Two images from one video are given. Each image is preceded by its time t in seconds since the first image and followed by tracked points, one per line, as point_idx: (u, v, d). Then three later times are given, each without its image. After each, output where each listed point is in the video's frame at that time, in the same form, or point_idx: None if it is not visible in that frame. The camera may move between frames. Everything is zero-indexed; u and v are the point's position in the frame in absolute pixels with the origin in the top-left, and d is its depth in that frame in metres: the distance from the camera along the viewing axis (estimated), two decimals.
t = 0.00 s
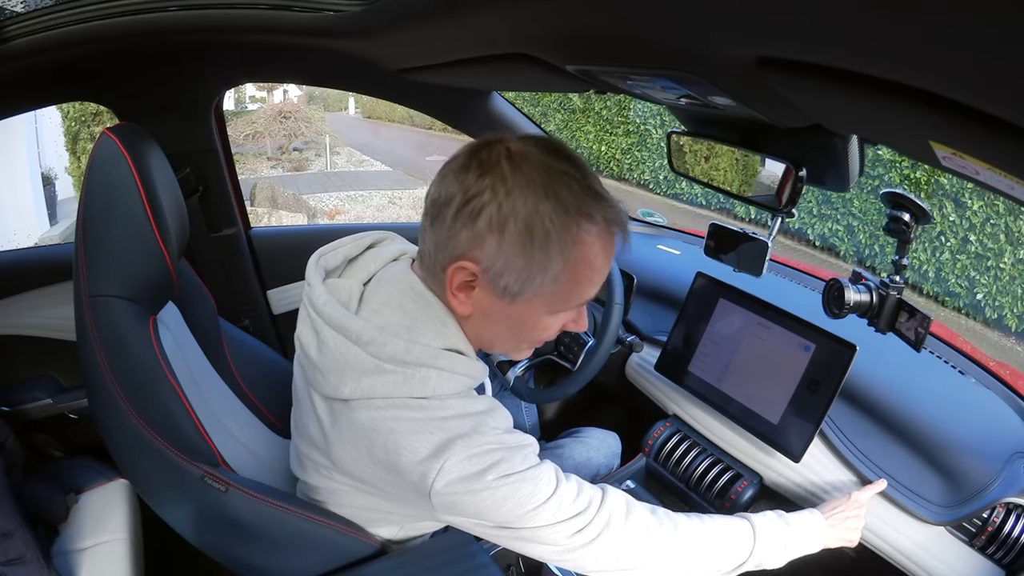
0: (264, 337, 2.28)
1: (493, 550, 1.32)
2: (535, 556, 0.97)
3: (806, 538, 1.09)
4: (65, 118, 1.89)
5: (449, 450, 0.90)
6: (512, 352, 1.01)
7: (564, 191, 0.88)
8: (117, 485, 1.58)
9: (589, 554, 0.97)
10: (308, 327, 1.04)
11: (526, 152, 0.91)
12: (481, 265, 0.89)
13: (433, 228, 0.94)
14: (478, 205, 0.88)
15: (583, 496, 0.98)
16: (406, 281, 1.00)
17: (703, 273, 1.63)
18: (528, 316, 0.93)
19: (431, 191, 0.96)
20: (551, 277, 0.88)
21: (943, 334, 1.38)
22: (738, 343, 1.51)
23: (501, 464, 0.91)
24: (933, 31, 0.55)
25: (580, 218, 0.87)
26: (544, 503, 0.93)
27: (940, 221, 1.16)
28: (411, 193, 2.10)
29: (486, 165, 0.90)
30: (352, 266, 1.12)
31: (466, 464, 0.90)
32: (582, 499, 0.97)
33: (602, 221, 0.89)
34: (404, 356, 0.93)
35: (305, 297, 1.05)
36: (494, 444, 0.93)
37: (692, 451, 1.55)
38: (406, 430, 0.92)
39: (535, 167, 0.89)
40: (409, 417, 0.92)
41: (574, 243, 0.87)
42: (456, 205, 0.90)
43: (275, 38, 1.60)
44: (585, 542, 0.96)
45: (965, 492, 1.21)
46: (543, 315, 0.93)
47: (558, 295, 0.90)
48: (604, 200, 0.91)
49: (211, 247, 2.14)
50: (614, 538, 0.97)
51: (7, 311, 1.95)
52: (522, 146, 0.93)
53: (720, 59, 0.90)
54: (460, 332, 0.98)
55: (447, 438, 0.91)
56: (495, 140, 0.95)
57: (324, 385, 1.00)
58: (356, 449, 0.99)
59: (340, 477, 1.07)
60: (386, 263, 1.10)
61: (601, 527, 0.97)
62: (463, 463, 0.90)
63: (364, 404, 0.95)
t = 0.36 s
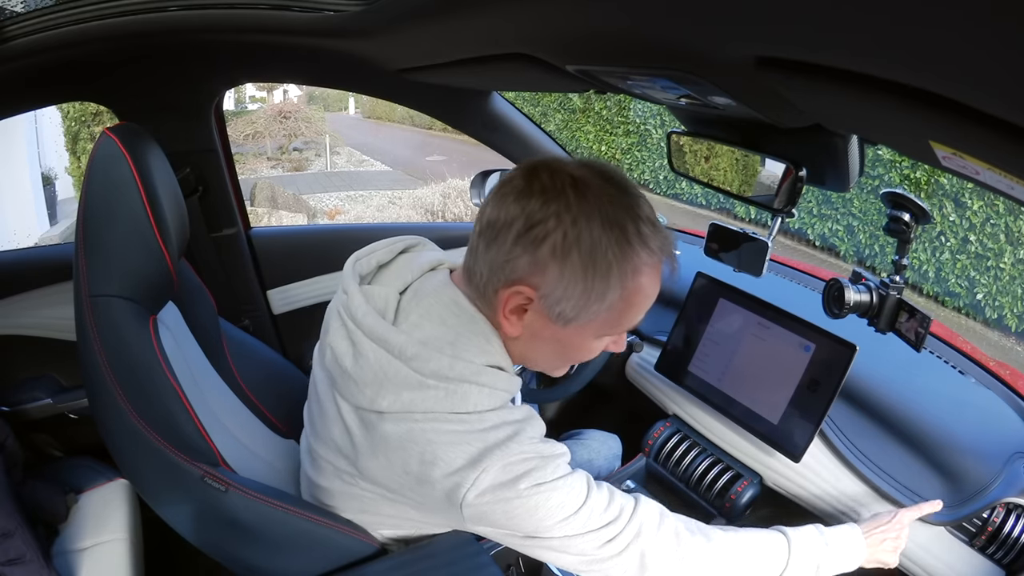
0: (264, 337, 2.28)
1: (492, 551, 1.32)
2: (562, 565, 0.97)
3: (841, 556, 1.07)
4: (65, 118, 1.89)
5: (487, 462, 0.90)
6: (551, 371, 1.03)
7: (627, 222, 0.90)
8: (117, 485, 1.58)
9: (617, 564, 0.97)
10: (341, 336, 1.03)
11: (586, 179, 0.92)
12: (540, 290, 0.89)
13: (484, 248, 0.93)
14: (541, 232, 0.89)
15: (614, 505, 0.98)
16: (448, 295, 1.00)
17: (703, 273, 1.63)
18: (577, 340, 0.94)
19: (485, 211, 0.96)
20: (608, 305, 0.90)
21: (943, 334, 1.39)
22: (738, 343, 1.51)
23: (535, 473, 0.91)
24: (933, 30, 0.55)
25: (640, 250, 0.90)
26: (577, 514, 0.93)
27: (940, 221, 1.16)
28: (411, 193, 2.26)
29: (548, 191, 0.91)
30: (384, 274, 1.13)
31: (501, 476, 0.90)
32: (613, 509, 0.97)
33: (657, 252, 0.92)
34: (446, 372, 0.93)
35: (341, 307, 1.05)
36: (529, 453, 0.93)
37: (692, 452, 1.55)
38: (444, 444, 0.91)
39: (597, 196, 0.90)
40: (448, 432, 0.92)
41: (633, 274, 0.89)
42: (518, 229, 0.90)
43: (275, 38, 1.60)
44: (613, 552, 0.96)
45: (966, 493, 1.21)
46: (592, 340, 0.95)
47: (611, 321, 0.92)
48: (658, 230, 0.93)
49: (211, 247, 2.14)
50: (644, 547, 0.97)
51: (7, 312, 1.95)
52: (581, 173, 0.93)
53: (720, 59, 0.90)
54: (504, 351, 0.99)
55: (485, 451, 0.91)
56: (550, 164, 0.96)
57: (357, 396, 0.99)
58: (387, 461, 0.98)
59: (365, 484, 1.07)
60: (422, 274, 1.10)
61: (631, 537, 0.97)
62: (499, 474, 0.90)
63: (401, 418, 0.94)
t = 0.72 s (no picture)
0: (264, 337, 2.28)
1: (492, 551, 1.32)
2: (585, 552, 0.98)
3: (867, 545, 1.08)
4: (65, 118, 1.89)
5: (506, 458, 0.89)
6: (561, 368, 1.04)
7: (639, 224, 0.90)
8: (117, 485, 1.58)
9: (646, 544, 0.98)
10: (352, 334, 1.02)
11: (597, 177, 0.92)
12: (551, 290, 0.90)
13: (495, 246, 0.94)
14: (553, 231, 0.89)
15: (635, 487, 0.99)
16: (462, 294, 1.00)
17: (703, 273, 1.63)
18: (588, 340, 0.96)
19: (496, 209, 0.96)
20: (620, 306, 0.92)
21: (942, 334, 1.39)
22: (738, 343, 1.51)
23: (554, 465, 0.90)
24: (933, 30, 0.55)
25: (653, 253, 0.91)
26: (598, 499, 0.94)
27: (940, 221, 1.16)
28: (411, 194, 2.29)
29: (559, 189, 0.91)
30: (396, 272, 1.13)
31: (520, 471, 0.89)
32: (636, 490, 0.99)
33: (668, 252, 0.93)
34: (461, 369, 0.92)
35: (352, 305, 1.04)
36: (548, 446, 0.92)
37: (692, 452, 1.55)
38: (461, 443, 0.91)
39: (609, 195, 0.90)
40: (465, 430, 0.91)
41: (643, 275, 0.91)
42: (529, 229, 0.91)
43: (275, 38, 1.60)
44: (639, 534, 0.97)
45: (966, 493, 1.21)
46: (604, 339, 0.96)
47: (621, 319, 0.94)
48: (667, 229, 0.94)
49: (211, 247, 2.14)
50: (670, 525, 0.98)
51: (7, 312, 1.95)
52: (591, 171, 0.93)
53: (721, 59, 0.89)
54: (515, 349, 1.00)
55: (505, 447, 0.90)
56: (560, 161, 0.96)
57: (370, 396, 0.97)
58: (401, 460, 0.97)
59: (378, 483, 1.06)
60: (434, 272, 1.10)
61: (655, 517, 0.98)
62: (519, 469, 0.89)
63: (416, 418, 0.93)
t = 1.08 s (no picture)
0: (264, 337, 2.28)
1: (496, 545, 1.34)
2: None
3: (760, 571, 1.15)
4: (65, 118, 1.89)
5: (345, 426, 0.90)
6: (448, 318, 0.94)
7: (446, 133, 0.81)
8: (117, 485, 1.58)
9: None
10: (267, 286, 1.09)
11: (423, 101, 0.86)
12: (382, 221, 0.84)
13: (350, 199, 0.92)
14: (372, 160, 0.84)
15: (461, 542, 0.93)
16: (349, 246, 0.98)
17: (703, 273, 1.63)
18: (441, 273, 0.85)
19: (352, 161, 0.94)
20: (446, 226, 0.81)
21: (942, 334, 1.36)
22: (739, 343, 1.51)
23: (390, 471, 0.88)
24: (933, 30, 0.55)
25: (471, 157, 0.80)
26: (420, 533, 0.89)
27: (940, 221, 1.16)
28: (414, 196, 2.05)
29: (381, 122, 0.86)
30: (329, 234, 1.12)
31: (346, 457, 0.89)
32: (461, 544, 0.93)
33: (499, 159, 0.81)
34: (326, 318, 0.96)
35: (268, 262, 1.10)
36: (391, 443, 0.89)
37: (692, 451, 1.54)
38: (319, 396, 0.94)
39: (423, 114, 0.83)
40: (323, 381, 0.94)
41: (463, 185, 0.80)
42: (358, 167, 0.87)
43: (276, 38, 1.60)
44: None
45: (966, 493, 1.22)
46: (458, 273, 0.85)
47: (463, 246, 0.83)
48: (507, 141, 0.83)
49: (211, 247, 2.15)
50: None
51: (7, 312, 1.96)
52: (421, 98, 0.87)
53: (721, 59, 0.89)
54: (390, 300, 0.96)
55: (346, 415, 0.91)
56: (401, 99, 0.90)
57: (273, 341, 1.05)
58: (291, 407, 1.02)
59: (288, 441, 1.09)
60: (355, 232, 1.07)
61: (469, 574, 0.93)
62: (349, 454, 0.89)
63: (298, 363, 0.99)
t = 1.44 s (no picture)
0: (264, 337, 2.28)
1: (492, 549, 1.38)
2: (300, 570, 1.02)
3: None
4: (65, 118, 1.89)
5: (214, 429, 1.02)
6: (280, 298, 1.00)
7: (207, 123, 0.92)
8: (117, 485, 1.58)
9: None
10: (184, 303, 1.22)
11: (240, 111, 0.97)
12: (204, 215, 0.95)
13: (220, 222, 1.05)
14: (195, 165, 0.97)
15: (338, 535, 0.98)
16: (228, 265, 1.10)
17: (703, 273, 1.63)
18: (241, 245, 0.92)
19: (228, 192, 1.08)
20: (215, 194, 0.90)
21: (942, 334, 1.37)
22: (738, 344, 1.51)
23: (251, 473, 0.98)
24: (933, 30, 0.55)
25: (215, 135, 0.90)
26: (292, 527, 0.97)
27: (940, 221, 1.16)
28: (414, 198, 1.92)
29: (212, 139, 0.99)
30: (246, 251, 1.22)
31: (218, 455, 1.00)
32: (334, 540, 0.97)
33: (246, 130, 0.90)
34: (203, 326, 1.07)
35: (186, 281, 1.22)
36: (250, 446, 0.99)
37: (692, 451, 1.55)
38: (201, 401, 1.06)
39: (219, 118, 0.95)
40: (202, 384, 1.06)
41: (212, 155, 0.89)
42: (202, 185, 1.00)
43: (277, 38, 1.60)
44: None
45: (965, 492, 1.22)
46: (246, 241, 0.92)
47: (234, 214, 0.90)
48: (263, 112, 0.92)
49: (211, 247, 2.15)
50: None
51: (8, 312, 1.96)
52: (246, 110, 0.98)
53: (720, 59, 0.89)
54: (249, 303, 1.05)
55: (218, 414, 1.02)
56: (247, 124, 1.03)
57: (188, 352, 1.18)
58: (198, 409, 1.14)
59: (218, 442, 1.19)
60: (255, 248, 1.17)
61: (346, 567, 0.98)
62: (218, 451, 1.00)
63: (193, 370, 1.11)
